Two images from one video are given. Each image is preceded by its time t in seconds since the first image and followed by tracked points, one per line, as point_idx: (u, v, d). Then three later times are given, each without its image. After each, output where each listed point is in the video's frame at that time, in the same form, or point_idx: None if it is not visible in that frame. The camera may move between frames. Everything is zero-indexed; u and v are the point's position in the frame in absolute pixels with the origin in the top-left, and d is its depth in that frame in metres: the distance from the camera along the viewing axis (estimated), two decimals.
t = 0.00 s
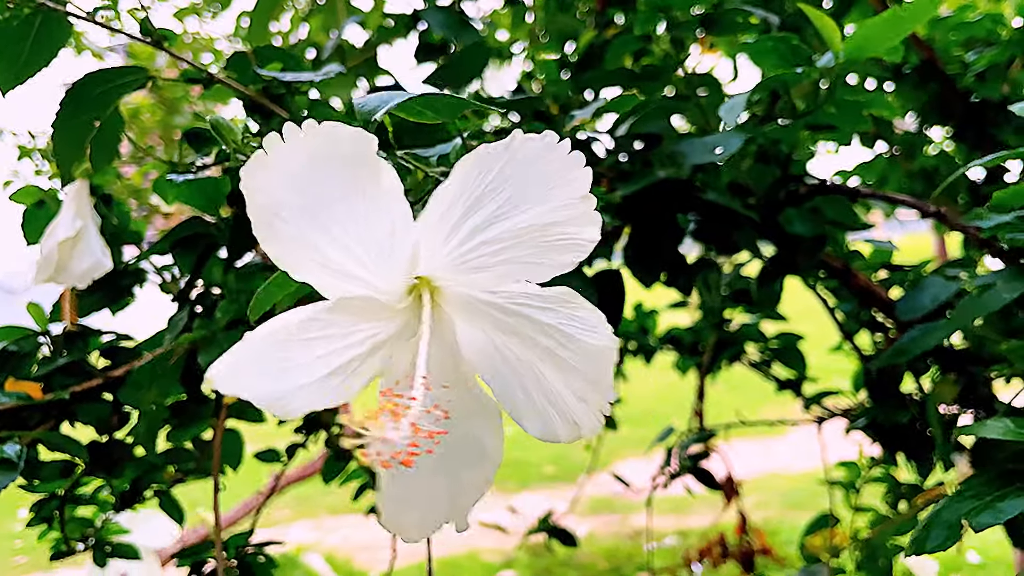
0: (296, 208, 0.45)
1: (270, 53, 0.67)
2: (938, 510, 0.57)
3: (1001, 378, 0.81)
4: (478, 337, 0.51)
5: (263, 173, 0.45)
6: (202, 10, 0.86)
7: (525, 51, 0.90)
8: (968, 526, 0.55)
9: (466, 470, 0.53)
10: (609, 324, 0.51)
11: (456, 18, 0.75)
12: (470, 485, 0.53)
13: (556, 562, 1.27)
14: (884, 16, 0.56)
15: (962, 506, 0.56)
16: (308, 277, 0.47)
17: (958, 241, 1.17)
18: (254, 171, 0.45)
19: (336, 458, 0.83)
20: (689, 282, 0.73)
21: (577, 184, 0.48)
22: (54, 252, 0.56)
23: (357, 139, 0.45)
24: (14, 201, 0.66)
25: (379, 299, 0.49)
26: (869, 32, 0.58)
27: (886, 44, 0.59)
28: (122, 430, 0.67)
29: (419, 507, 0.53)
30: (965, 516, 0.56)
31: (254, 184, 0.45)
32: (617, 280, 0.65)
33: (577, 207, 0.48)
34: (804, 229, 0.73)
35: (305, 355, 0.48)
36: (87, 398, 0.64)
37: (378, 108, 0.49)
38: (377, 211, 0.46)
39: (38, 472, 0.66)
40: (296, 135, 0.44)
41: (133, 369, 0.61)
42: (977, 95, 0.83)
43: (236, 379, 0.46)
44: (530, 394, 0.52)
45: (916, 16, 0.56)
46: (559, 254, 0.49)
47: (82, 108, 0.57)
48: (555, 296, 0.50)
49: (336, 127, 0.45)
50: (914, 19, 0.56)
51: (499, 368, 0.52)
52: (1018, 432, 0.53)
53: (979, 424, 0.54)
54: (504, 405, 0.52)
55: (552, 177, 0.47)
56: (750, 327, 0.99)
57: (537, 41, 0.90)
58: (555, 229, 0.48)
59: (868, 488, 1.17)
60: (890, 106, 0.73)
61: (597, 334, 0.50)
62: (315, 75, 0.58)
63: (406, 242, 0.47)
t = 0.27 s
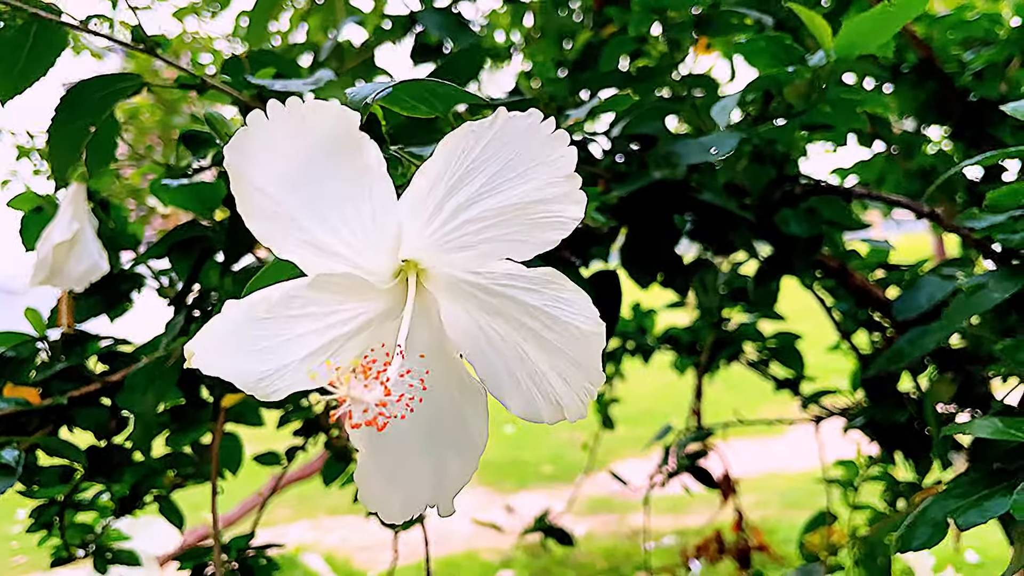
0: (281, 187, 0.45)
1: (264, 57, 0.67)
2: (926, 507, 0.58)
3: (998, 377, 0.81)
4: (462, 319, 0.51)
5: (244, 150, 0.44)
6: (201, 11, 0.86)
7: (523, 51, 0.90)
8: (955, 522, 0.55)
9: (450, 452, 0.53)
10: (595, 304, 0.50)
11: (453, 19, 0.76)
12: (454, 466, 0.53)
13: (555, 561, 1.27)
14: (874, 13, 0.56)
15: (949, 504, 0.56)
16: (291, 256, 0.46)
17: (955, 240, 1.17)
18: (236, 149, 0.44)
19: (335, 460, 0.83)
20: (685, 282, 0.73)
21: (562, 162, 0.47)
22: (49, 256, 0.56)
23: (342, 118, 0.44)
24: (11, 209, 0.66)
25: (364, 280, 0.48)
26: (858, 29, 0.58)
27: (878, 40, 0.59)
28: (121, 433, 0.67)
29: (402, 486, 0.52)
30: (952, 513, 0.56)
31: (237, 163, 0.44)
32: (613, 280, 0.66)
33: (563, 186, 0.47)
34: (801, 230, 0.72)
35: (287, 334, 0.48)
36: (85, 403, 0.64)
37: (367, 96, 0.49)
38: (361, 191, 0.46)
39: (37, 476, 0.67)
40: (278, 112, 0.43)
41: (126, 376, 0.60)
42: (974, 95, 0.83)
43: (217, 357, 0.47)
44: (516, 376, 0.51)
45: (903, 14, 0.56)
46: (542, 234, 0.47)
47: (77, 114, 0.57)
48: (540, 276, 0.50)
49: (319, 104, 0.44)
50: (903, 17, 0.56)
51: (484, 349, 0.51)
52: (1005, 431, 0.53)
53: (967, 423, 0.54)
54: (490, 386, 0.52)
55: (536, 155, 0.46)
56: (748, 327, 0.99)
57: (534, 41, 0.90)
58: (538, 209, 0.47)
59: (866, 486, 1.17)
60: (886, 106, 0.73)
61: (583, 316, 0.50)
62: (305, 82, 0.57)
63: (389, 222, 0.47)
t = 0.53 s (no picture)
0: (282, 179, 0.45)
1: (264, 52, 0.67)
2: (932, 504, 0.57)
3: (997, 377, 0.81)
4: (465, 315, 0.51)
5: (247, 143, 0.44)
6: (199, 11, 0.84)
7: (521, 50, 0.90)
8: (964, 519, 0.55)
9: (451, 451, 0.52)
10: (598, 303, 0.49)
11: (451, 18, 0.74)
12: (454, 465, 0.52)
13: (553, 562, 1.27)
14: (876, 12, 0.56)
15: (958, 500, 0.56)
16: (292, 250, 0.46)
17: (953, 240, 1.18)
18: (239, 140, 0.44)
19: (332, 460, 0.82)
20: (684, 282, 0.73)
21: (566, 159, 0.47)
22: (44, 254, 0.56)
23: (344, 111, 0.44)
24: (6, 205, 0.65)
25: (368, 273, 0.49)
26: (859, 29, 0.58)
27: (878, 41, 0.59)
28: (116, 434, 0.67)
29: (402, 484, 0.51)
30: (960, 510, 0.55)
31: (239, 154, 0.44)
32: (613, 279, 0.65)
33: (567, 183, 0.47)
34: (800, 229, 0.73)
35: (287, 327, 0.47)
36: (80, 402, 0.63)
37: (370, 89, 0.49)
38: (362, 184, 0.46)
39: (31, 477, 0.66)
40: (282, 104, 0.44)
41: (124, 374, 0.60)
42: (973, 95, 0.83)
43: (217, 349, 0.46)
44: (518, 374, 0.51)
45: (905, 14, 0.56)
46: (546, 231, 0.48)
47: (76, 108, 0.56)
48: (543, 273, 0.49)
49: (323, 97, 0.44)
50: (905, 17, 0.56)
51: (487, 346, 0.51)
52: (1014, 427, 0.53)
53: (974, 418, 0.54)
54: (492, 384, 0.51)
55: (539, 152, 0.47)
56: (746, 327, 0.99)
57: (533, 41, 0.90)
58: (541, 205, 0.47)
59: (863, 486, 1.17)
60: (885, 106, 0.73)
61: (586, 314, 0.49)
62: (308, 74, 0.58)
63: (391, 216, 0.47)
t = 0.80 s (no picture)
0: (290, 172, 0.44)
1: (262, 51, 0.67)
2: (932, 499, 0.57)
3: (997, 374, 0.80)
4: (474, 309, 0.50)
5: (252, 135, 0.44)
6: (199, 11, 0.84)
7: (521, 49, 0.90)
8: (963, 513, 0.55)
9: (462, 442, 0.52)
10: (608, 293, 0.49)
11: (449, 16, 0.74)
12: (466, 457, 0.52)
13: (553, 561, 1.27)
14: (875, 7, 0.56)
15: (957, 494, 0.56)
16: (300, 245, 0.45)
17: (953, 239, 1.18)
18: (246, 133, 0.44)
19: (332, 459, 0.82)
20: (684, 281, 0.74)
21: (574, 150, 0.46)
22: (44, 252, 0.56)
23: (352, 101, 0.44)
24: (5, 202, 0.65)
25: (376, 268, 0.48)
26: (858, 26, 0.58)
27: (878, 36, 0.59)
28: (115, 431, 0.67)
29: (410, 478, 0.52)
30: (959, 504, 0.55)
31: (245, 147, 0.44)
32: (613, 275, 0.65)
33: (575, 174, 0.47)
34: (800, 226, 0.73)
35: (297, 321, 0.47)
36: (79, 399, 0.63)
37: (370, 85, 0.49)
38: (371, 176, 0.45)
39: (30, 474, 0.66)
40: (289, 95, 0.43)
41: (125, 371, 0.60)
42: (972, 93, 0.83)
43: (226, 344, 0.46)
44: (527, 367, 0.51)
45: (904, 8, 0.56)
46: (554, 223, 0.47)
47: (75, 106, 0.56)
48: (552, 265, 0.49)
49: (332, 87, 0.44)
50: (903, 11, 0.56)
51: (495, 340, 0.51)
52: (1014, 420, 0.53)
53: (973, 412, 0.54)
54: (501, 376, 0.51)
55: (547, 143, 0.46)
56: (746, 325, 0.98)
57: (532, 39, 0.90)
58: (550, 197, 0.47)
59: (863, 484, 1.17)
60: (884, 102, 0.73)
61: (595, 306, 0.49)
62: (307, 71, 0.58)
63: (399, 209, 0.46)
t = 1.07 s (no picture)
0: (266, 192, 0.46)
1: (259, 57, 0.67)
2: (923, 504, 0.57)
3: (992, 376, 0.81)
4: (451, 322, 0.51)
5: (229, 157, 0.45)
6: (197, 10, 0.85)
7: (518, 49, 0.90)
8: (952, 520, 0.55)
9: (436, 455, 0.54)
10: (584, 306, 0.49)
11: (446, 19, 0.75)
12: (440, 468, 0.54)
13: (552, 562, 1.28)
14: (868, 12, 0.56)
15: (946, 500, 0.56)
16: (277, 261, 0.47)
17: (952, 238, 1.18)
18: (222, 155, 0.45)
19: (332, 461, 0.82)
20: (680, 281, 0.74)
21: (547, 165, 0.47)
22: (43, 257, 0.56)
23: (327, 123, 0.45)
24: (4, 208, 0.65)
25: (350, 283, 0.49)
26: (852, 30, 0.58)
27: (871, 42, 0.59)
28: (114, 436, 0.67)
29: (387, 496, 0.53)
30: (948, 510, 0.56)
31: (222, 169, 0.45)
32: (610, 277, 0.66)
33: (548, 188, 0.47)
34: (795, 229, 0.73)
35: (273, 337, 0.49)
36: (79, 405, 0.63)
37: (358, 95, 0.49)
38: (346, 196, 0.47)
39: (31, 479, 0.66)
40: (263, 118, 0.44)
41: (123, 377, 0.60)
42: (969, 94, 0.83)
43: (207, 359, 0.48)
44: (504, 379, 0.52)
45: (898, 13, 0.56)
46: (528, 237, 0.48)
47: (73, 114, 0.57)
48: (527, 278, 0.49)
49: (303, 110, 0.44)
50: (896, 17, 0.56)
51: (473, 351, 0.52)
52: (1002, 427, 0.53)
53: (963, 419, 0.54)
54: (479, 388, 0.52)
55: (519, 158, 0.47)
56: (744, 326, 0.99)
57: (530, 40, 0.90)
58: (522, 211, 0.47)
59: (862, 483, 1.18)
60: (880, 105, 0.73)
61: (570, 318, 0.49)
62: (301, 81, 0.57)
63: (375, 226, 0.48)
